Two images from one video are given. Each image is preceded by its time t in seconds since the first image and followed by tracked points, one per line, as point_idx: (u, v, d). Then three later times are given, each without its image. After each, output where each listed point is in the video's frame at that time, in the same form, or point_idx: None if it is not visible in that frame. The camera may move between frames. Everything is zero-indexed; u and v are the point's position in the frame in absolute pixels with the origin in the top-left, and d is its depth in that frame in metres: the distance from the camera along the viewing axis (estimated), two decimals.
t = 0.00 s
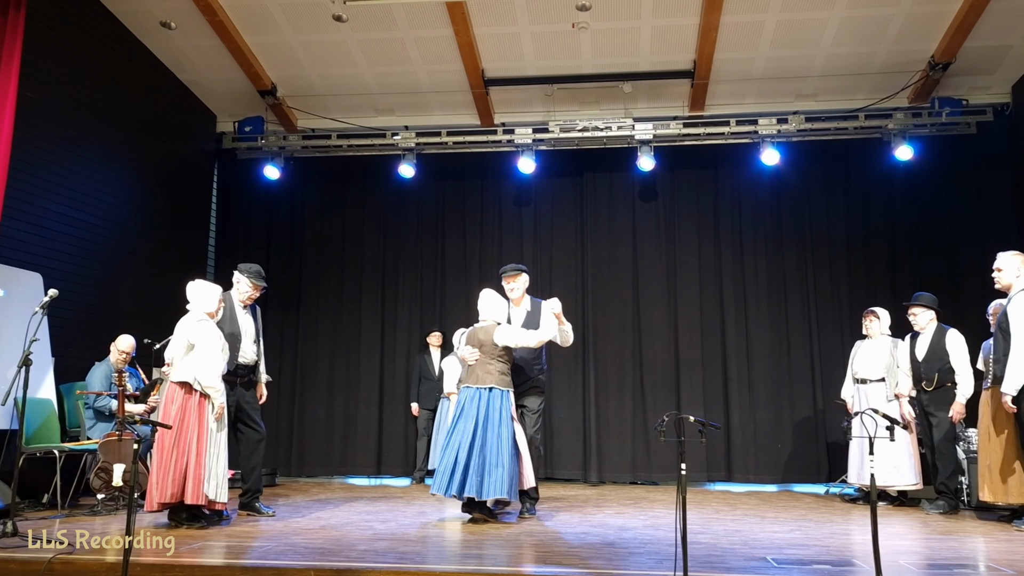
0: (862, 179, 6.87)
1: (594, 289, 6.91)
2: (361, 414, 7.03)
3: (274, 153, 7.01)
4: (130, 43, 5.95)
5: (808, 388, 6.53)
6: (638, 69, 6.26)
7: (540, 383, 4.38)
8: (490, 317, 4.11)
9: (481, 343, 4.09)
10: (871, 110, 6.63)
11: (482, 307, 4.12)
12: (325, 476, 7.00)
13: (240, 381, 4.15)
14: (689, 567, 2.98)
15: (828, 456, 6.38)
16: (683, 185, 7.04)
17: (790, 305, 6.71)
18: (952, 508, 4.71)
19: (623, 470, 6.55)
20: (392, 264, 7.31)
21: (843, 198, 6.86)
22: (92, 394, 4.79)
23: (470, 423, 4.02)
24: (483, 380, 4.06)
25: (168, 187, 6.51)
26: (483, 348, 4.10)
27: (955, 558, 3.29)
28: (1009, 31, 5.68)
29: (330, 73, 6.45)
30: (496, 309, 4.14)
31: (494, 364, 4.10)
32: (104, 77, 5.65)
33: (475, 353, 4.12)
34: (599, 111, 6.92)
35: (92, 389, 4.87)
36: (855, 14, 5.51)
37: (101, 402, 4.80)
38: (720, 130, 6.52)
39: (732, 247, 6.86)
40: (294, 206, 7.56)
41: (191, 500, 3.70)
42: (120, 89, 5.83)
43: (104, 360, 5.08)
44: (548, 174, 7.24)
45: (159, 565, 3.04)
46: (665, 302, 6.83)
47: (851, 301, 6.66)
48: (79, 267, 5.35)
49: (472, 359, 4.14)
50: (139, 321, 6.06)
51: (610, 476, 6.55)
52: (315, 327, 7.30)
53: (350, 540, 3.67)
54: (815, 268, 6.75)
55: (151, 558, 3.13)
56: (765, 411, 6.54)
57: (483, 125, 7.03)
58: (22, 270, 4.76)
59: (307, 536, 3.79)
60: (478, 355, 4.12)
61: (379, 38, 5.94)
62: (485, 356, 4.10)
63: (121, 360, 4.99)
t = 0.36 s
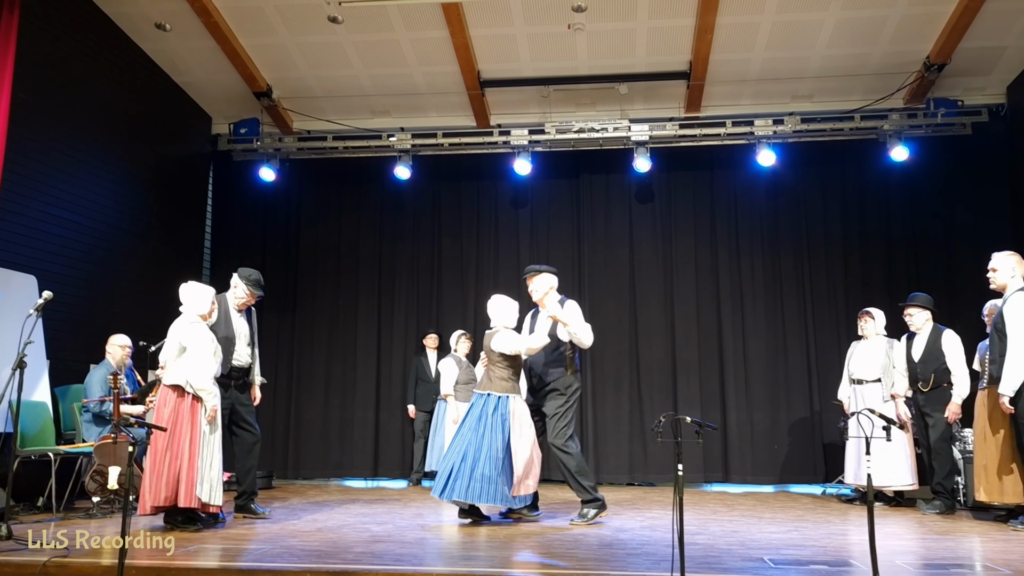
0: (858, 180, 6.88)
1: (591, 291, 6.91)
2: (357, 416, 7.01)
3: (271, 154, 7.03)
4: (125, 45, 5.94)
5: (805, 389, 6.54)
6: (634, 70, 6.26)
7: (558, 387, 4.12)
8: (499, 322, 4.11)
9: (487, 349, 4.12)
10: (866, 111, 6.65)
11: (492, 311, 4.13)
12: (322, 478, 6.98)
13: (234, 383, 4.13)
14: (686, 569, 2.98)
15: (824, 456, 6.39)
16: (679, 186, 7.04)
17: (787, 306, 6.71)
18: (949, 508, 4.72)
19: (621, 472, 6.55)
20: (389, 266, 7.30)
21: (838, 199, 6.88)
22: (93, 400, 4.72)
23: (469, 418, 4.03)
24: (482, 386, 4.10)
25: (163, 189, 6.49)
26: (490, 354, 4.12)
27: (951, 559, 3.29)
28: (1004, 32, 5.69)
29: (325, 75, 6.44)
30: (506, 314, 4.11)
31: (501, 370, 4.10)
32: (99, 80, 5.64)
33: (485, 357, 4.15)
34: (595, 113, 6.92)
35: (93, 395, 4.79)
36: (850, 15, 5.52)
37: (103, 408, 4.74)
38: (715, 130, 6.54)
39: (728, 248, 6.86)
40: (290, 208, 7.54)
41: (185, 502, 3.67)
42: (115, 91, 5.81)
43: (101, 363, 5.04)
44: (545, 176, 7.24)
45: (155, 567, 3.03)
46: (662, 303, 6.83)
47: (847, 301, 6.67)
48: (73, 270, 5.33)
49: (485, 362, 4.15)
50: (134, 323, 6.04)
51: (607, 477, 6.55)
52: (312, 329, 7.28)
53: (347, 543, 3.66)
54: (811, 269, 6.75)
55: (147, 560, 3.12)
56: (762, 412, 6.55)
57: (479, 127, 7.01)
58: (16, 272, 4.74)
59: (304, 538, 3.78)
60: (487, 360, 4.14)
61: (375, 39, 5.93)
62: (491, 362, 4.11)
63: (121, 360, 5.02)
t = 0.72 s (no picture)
0: (851, 176, 6.90)
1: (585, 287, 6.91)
2: (351, 413, 7.00)
3: (263, 150, 6.97)
4: (117, 40, 5.91)
5: (799, 385, 6.56)
6: (628, 66, 6.26)
7: (577, 383, 3.98)
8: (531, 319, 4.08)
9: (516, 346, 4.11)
10: (860, 107, 6.62)
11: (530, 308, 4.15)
12: (315, 474, 6.97)
13: (227, 380, 4.12)
14: (680, 563, 2.98)
15: (817, 452, 6.41)
16: (673, 183, 7.04)
17: (780, 302, 6.73)
18: (941, 503, 4.74)
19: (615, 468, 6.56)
20: (383, 262, 7.29)
21: (831, 195, 6.89)
22: (83, 398, 4.70)
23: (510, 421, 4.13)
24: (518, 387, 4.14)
25: (156, 184, 6.46)
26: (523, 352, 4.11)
27: (944, 553, 3.30)
28: (996, 29, 5.72)
29: (319, 70, 6.41)
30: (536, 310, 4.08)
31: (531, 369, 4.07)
32: (91, 75, 5.60)
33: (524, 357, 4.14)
34: (589, 108, 6.92)
35: (82, 391, 4.75)
36: (844, 12, 5.53)
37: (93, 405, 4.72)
38: (709, 127, 6.50)
39: (722, 245, 6.87)
40: (284, 204, 7.52)
41: (177, 499, 3.69)
42: (107, 87, 5.78)
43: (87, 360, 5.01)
44: (539, 172, 7.23)
45: (148, 565, 3.02)
46: (656, 299, 6.84)
47: (840, 297, 6.69)
48: (65, 266, 5.30)
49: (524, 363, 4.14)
50: (127, 319, 6.02)
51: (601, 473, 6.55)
52: (306, 326, 7.27)
53: (341, 539, 3.66)
54: (805, 265, 6.77)
55: (141, 557, 3.12)
56: (755, 408, 6.57)
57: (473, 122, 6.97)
58: (7, 267, 4.71)
59: (298, 535, 3.77)
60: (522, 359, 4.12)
61: (368, 35, 5.91)
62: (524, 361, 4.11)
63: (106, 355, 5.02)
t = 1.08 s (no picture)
0: (848, 175, 6.91)
1: (582, 286, 6.91)
2: (349, 411, 7.00)
3: (260, 149, 6.97)
4: (114, 38, 5.90)
5: (795, 384, 6.57)
6: (626, 65, 6.26)
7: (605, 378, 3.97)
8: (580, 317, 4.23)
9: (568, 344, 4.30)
10: (857, 105, 6.62)
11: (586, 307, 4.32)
12: (313, 474, 6.97)
13: (223, 378, 4.10)
14: (678, 562, 2.98)
15: (814, 451, 6.42)
16: (670, 182, 7.05)
17: (777, 301, 6.74)
18: (937, 501, 4.74)
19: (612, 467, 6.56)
20: (380, 261, 7.28)
21: (829, 194, 6.90)
22: (76, 397, 4.68)
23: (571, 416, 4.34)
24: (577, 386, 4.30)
25: (152, 183, 6.45)
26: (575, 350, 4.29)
27: (940, 551, 3.31)
28: (993, 28, 5.72)
29: (316, 68, 6.41)
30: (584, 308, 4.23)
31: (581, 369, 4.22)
32: (87, 73, 5.60)
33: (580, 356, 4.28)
34: (587, 107, 6.92)
35: (76, 390, 4.74)
36: (841, 10, 5.54)
37: (86, 404, 4.71)
38: (706, 126, 6.51)
39: (720, 244, 6.88)
40: (281, 202, 7.51)
41: (174, 499, 3.68)
42: (103, 85, 5.77)
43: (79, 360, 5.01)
44: (537, 171, 7.23)
45: (145, 564, 3.02)
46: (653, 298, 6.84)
47: (837, 296, 6.70)
48: (62, 265, 5.29)
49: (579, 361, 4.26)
50: (124, 318, 6.01)
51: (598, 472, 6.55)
52: (303, 325, 7.26)
53: (338, 538, 3.66)
54: (801, 264, 6.78)
55: (137, 556, 3.12)
56: (752, 407, 6.57)
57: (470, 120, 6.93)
58: (3, 265, 4.71)
59: (295, 533, 3.77)
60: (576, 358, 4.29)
61: (365, 33, 5.91)
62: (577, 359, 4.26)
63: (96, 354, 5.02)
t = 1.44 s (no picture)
0: (844, 175, 6.92)
1: (578, 286, 6.91)
2: (345, 411, 7.00)
3: (257, 148, 7.00)
4: (109, 38, 5.88)
5: (792, 384, 6.58)
6: (622, 65, 6.26)
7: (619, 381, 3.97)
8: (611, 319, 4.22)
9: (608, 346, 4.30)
10: (853, 106, 6.65)
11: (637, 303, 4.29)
12: (309, 474, 6.96)
13: (220, 378, 4.10)
14: (674, 562, 2.98)
15: (811, 450, 6.43)
16: (666, 182, 7.05)
17: (773, 301, 6.74)
18: (933, 501, 4.75)
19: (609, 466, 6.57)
20: (377, 260, 7.28)
21: (824, 194, 6.91)
22: (68, 396, 4.69)
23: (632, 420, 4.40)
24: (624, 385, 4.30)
25: (148, 182, 6.44)
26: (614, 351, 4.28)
27: (936, 550, 3.31)
28: (989, 28, 5.73)
29: (312, 68, 6.40)
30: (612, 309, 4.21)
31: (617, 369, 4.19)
32: (83, 73, 5.58)
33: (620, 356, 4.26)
34: (583, 107, 6.93)
35: (68, 390, 4.74)
36: (837, 10, 5.54)
37: (78, 404, 4.71)
38: (702, 126, 6.52)
39: (716, 245, 6.88)
40: (277, 202, 7.50)
41: (172, 498, 3.67)
42: (98, 84, 5.76)
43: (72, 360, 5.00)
44: (533, 171, 7.24)
45: (141, 564, 3.02)
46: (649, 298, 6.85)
47: (833, 296, 6.71)
48: (57, 264, 5.28)
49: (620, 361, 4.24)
50: (120, 318, 6.00)
51: (595, 472, 6.56)
52: (299, 324, 7.26)
53: (334, 538, 3.65)
54: (797, 264, 6.79)
55: (132, 557, 3.11)
56: (748, 406, 6.58)
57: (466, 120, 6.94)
58: None
59: (291, 533, 3.76)
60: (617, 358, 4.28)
61: (361, 33, 5.90)
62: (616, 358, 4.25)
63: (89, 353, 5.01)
